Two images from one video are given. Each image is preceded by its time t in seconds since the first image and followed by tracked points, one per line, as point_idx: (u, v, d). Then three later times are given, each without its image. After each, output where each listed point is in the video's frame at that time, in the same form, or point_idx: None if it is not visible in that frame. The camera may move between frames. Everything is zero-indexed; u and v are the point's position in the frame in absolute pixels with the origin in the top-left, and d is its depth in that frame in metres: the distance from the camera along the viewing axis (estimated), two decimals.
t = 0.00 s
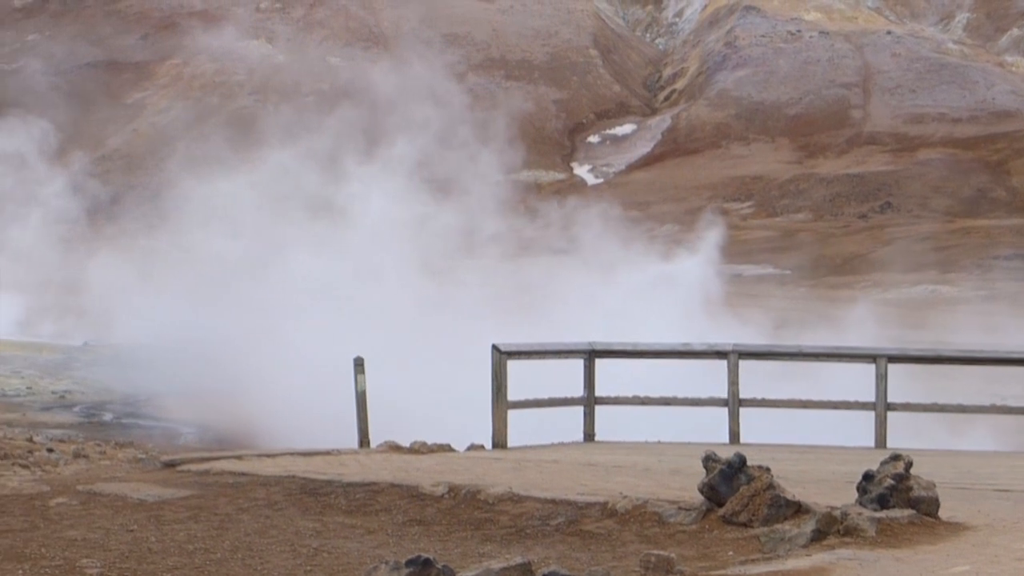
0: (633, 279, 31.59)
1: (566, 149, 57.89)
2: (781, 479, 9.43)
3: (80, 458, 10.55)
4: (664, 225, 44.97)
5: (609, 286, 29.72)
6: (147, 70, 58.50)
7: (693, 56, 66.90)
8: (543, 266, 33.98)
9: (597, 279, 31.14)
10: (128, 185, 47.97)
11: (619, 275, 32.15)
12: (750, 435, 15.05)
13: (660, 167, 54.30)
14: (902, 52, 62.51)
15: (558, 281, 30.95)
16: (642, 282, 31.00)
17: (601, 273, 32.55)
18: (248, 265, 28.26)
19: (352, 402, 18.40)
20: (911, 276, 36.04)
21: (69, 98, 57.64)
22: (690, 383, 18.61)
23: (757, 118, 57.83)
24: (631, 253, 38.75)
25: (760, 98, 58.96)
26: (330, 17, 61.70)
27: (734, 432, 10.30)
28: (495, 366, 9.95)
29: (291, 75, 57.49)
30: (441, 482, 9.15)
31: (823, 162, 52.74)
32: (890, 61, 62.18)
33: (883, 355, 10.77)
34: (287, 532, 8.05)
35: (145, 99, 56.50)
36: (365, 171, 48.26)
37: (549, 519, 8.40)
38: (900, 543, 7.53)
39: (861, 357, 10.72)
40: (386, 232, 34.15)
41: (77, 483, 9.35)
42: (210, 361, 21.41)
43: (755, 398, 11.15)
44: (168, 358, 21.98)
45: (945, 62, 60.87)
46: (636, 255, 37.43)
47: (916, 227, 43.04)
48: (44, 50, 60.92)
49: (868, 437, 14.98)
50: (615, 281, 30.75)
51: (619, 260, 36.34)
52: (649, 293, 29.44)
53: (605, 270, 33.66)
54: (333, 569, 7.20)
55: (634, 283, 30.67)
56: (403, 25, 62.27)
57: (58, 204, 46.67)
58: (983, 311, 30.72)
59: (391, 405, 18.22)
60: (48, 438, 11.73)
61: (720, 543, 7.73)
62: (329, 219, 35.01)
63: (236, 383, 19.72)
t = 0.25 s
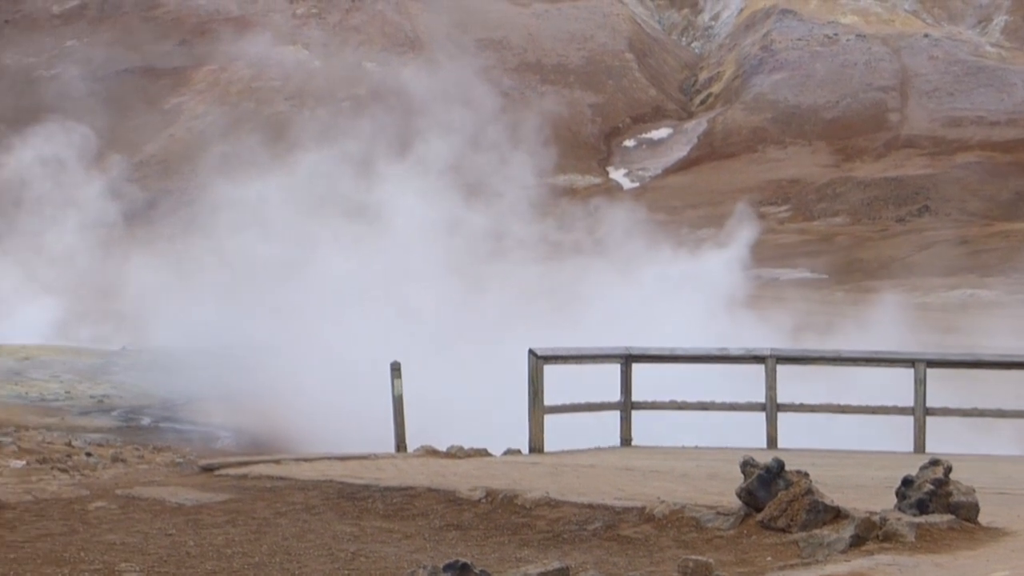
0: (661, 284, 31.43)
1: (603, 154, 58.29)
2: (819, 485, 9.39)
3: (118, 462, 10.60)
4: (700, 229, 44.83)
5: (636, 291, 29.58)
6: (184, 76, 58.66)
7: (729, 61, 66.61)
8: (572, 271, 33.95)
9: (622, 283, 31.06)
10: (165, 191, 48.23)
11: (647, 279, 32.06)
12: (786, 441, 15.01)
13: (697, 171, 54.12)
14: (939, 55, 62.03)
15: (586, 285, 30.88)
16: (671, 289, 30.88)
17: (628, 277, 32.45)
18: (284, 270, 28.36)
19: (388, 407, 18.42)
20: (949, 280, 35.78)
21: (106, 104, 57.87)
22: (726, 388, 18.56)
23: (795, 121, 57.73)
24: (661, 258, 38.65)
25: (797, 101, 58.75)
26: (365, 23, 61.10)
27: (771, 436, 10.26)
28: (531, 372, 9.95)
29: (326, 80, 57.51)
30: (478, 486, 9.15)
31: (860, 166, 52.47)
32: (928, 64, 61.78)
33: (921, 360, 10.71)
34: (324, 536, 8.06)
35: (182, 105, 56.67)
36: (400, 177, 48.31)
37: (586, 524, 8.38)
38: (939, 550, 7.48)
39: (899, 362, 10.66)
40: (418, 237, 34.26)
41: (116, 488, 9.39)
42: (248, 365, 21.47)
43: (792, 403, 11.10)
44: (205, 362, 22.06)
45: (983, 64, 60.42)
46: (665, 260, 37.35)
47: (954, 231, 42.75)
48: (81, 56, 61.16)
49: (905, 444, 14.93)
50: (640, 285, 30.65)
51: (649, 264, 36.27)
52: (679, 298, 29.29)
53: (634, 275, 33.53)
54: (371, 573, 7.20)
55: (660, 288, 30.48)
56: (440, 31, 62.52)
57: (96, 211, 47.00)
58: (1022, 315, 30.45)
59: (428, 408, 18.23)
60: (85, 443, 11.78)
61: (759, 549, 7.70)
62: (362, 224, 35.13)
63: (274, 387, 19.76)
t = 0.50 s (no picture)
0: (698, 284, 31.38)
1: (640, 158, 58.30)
2: (858, 489, 9.34)
3: (156, 467, 10.65)
4: (737, 234, 44.75)
5: (670, 289, 29.49)
6: (222, 82, 58.86)
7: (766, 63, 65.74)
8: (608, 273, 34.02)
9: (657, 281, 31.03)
10: (203, 196, 48.46)
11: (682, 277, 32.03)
12: (825, 445, 14.97)
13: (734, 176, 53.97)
14: (978, 57, 61.01)
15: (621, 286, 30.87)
16: (708, 289, 30.79)
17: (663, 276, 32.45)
18: (318, 272, 28.46)
19: (425, 412, 18.44)
20: (987, 285, 35.58)
21: (145, 110, 58.13)
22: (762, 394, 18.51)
23: (833, 125, 57.67)
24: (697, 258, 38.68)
25: (834, 104, 58.53)
26: (402, 28, 61.23)
27: (810, 441, 10.21)
28: (568, 376, 9.94)
29: (363, 86, 57.62)
30: (515, 491, 9.14)
31: (898, 170, 52.22)
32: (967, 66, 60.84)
33: (961, 364, 10.64)
34: (362, 541, 8.07)
35: (219, 110, 56.89)
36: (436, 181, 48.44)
37: (624, 529, 8.35)
38: (980, 556, 7.42)
39: (939, 366, 10.59)
40: (455, 239, 34.43)
41: (155, 492, 9.42)
42: (284, 370, 21.56)
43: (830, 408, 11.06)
44: (242, 366, 22.15)
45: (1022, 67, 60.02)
46: (700, 261, 37.33)
47: (993, 235, 42.50)
48: (120, 61, 61.45)
49: (945, 449, 14.87)
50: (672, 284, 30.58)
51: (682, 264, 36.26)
52: (716, 299, 29.22)
53: (674, 275, 33.44)
54: None
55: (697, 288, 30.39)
56: (476, 36, 62.55)
57: (136, 214, 47.29)
58: None
59: (465, 413, 18.25)
60: (124, 447, 11.84)
61: (798, 555, 7.66)
62: (399, 227, 35.30)
63: (311, 392, 19.82)
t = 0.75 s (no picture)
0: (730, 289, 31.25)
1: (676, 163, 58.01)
2: (897, 495, 9.28)
3: (193, 472, 10.68)
4: (773, 238, 44.53)
5: (702, 291, 29.45)
6: (258, 88, 59.08)
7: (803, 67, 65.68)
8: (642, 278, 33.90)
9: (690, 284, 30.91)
10: (239, 202, 48.61)
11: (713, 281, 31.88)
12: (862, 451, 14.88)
13: (772, 181, 53.60)
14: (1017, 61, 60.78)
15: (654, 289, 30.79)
16: (739, 294, 30.68)
17: (695, 278, 32.33)
18: (353, 278, 28.58)
19: (461, 418, 18.47)
20: None
21: (182, 116, 58.41)
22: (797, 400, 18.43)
23: (870, 129, 57.22)
24: (732, 261, 38.45)
25: (870, 108, 58.20)
26: (438, 33, 61.75)
27: (848, 447, 10.15)
28: (605, 382, 9.90)
29: (398, 91, 57.72)
30: (552, 497, 9.12)
31: (936, 174, 51.85)
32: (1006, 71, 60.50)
33: (1001, 369, 10.55)
34: (400, 547, 8.07)
35: (256, 117, 57.09)
36: (471, 185, 48.46)
37: (661, 535, 8.32)
38: (1021, 562, 7.34)
39: (978, 372, 10.51)
40: (489, 246, 34.46)
41: (192, 497, 9.44)
42: (319, 375, 21.66)
43: (868, 414, 10.98)
44: (277, 371, 22.25)
45: None
46: (735, 263, 37.17)
47: None
48: (156, 68, 61.81)
49: (984, 454, 14.76)
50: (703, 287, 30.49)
51: (718, 266, 36.11)
52: (749, 304, 29.13)
53: (706, 277, 33.31)
54: None
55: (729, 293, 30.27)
56: (512, 42, 62.63)
57: (172, 219, 47.52)
58: None
59: (500, 419, 18.28)
60: (161, 452, 11.88)
61: (837, 561, 7.62)
62: (435, 232, 35.35)
63: (346, 397, 19.90)
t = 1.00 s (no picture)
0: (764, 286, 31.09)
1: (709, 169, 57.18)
2: (933, 502, 9.23)
3: (228, 477, 10.72)
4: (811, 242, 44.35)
5: (734, 288, 29.33)
6: (291, 93, 59.29)
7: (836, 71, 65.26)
8: (675, 277, 33.77)
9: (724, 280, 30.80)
10: (271, 207, 48.71)
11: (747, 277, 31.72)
12: (898, 457, 14.79)
13: (806, 185, 53.08)
14: None
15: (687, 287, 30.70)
16: (773, 291, 30.53)
17: (727, 273, 32.19)
18: (384, 283, 28.71)
19: (491, 422, 18.49)
20: None
21: (215, 121, 58.67)
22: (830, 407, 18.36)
23: (904, 133, 56.61)
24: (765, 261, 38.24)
25: (904, 113, 57.78)
26: (471, 38, 62.33)
27: (884, 452, 10.11)
28: (639, 388, 9.88)
29: (430, 97, 57.86)
30: (587, 503, 9.11)
31: (971, 177, 51.35)
32: None
33: None
34: (435, 552, 8.07)
35: (289, 122, 57.28)
36: (501, 189, 48.36)
37: (697, 541, 8.29)
38: None
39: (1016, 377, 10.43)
40: (521, 250, 34.44)
41: (228, 502, 9.48)
42: (352, 381, 21.72)
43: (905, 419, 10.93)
44: (310, 377, 22.34)
45: None
46: (761, 259, 36.99)
47: None
48: (190, 74, 62.17)
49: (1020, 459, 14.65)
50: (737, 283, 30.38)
51: (748, 263, 35.88)
52: (782, 303, 28.98)
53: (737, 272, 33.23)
54: None
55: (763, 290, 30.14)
56: (544, 46, 62.66)
57: (206, 223, 47.67)
58: None
59: (533, 424, 18.30)
60: (195, 457, 11.92)
61: (873, 567, 7.58)
62: (465, 237, 35.42)
63: (380, 403, 19.96)
